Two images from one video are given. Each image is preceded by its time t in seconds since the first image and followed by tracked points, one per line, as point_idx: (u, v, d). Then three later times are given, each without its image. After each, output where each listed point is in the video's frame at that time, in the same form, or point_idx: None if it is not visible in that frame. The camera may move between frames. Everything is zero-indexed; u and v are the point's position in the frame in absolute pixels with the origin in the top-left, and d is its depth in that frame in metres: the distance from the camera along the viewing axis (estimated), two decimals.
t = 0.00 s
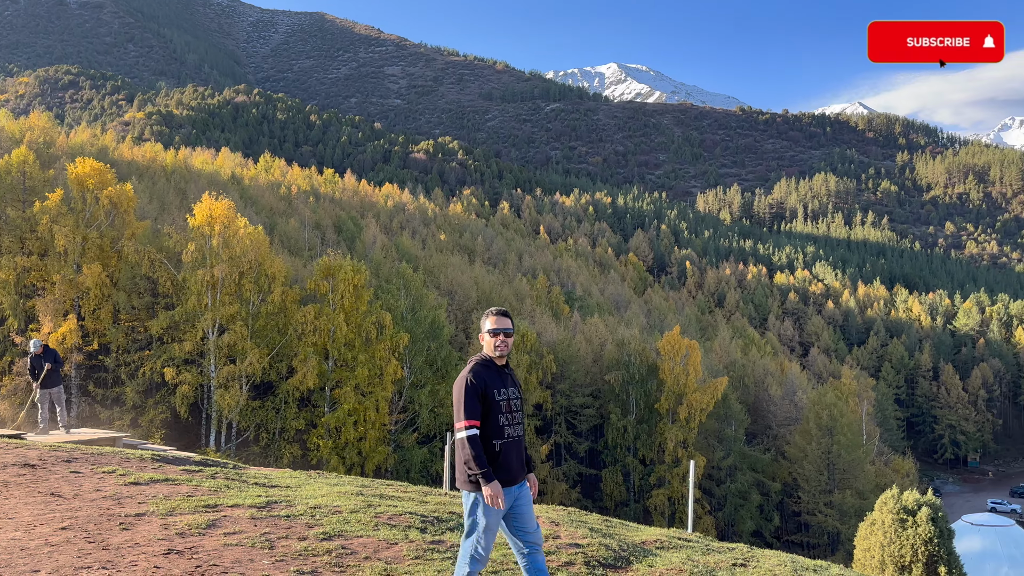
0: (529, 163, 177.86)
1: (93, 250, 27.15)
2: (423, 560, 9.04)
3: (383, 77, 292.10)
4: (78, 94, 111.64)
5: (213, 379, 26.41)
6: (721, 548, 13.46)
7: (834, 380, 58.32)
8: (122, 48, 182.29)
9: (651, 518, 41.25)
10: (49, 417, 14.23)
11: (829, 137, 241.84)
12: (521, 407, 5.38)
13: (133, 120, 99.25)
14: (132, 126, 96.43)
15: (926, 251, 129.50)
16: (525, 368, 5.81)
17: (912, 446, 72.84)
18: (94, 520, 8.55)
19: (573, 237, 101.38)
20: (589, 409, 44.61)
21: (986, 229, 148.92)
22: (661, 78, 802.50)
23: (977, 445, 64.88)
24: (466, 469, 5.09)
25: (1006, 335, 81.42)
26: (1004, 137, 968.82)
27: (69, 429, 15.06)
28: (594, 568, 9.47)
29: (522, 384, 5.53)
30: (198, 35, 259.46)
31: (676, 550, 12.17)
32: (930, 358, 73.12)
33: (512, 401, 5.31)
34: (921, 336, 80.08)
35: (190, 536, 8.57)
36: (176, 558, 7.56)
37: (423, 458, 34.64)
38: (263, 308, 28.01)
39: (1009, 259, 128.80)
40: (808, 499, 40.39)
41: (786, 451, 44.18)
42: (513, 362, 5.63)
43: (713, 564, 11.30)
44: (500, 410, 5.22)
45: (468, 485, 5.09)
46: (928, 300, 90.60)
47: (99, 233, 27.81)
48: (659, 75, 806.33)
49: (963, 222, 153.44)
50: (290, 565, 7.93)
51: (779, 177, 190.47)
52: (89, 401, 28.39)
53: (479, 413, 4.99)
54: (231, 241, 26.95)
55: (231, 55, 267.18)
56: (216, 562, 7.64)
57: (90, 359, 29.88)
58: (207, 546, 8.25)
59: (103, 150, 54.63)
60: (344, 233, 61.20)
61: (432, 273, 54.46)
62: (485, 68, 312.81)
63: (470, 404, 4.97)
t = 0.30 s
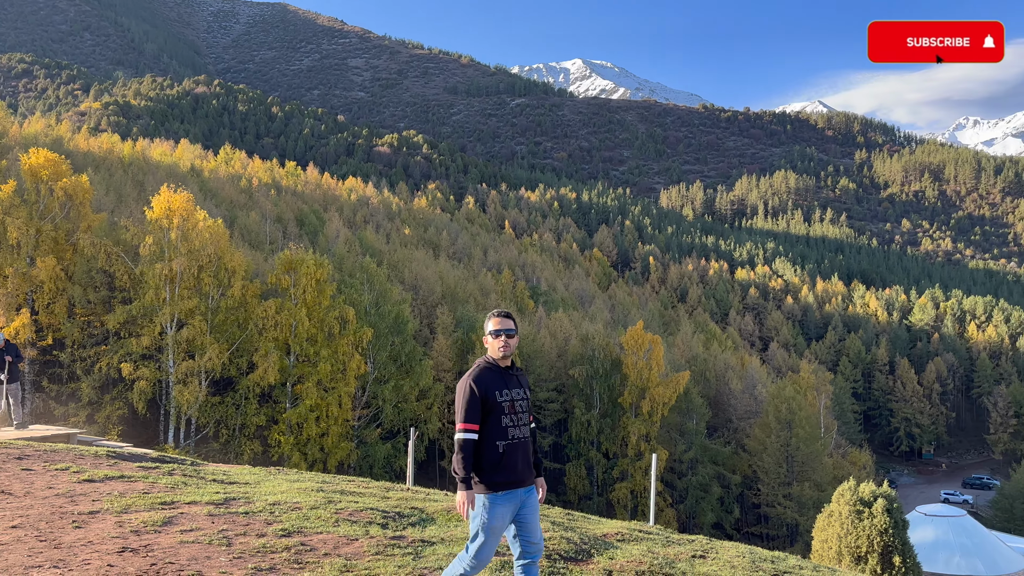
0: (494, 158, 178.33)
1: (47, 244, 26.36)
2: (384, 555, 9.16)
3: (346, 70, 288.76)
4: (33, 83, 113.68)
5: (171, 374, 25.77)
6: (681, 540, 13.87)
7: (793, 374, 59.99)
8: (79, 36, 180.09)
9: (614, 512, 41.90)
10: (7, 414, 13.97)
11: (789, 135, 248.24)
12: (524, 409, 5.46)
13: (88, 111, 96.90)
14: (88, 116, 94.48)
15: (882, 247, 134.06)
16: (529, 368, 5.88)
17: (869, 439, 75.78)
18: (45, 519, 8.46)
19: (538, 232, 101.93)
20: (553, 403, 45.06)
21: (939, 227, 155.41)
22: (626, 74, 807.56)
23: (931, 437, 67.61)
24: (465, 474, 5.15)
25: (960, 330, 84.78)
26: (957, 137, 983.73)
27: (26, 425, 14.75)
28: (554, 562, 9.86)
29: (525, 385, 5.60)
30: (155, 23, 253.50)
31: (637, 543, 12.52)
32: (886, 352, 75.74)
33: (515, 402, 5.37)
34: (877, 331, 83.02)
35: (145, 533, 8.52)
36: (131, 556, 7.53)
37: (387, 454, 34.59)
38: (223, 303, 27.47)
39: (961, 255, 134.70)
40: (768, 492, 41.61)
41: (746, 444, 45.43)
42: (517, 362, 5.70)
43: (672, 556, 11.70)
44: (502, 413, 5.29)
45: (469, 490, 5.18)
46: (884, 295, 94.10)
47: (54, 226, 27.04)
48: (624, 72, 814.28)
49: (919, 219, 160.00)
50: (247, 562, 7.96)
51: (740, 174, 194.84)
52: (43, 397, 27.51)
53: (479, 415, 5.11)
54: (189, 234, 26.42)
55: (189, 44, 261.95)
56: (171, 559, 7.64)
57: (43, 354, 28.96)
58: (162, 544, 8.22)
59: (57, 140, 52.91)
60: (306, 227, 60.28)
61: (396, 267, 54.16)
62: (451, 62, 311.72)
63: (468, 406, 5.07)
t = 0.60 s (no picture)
0: (460, 154, 178.63)
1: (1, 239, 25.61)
2: (347, 556, 9.38)
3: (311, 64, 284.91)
4: None
5: (131, 372, 25.08)
6: (644, 536, 14.30)
7: (756, 370, 61.46)
8: (36, 26, 176.60)
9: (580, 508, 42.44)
10: None
11: (752, 135, 254.10)
12: (523, 404, 5.64)
13: (46, 103, 94.86)
14: (45, 108, 92.34)
15: (842, 245, 138.24)
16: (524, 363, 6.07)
17: (830, 434, 78.35)
18: None
19: (506, 230, 102.09)
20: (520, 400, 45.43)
21: (898, 226, 161.22)
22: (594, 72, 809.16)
23: (891, 433, 70.05)
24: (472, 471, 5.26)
25: (919, 327, 87.96)
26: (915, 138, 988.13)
27: None
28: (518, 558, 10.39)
29: (522, 381, 5.78)
30: (112, 14, 247.27)
31: (601, 539, 12.85)
32: (846, 349, 78.12)
33: (515, 397, 5.54)
34: (838, 328, 85.80)
35: (102, 534, 8.64)
36: (86, 558, 7.66)
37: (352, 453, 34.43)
38: (184, 299, 26.92)
39: (919, 254, 139.89)
40: (732, 487, 42.72)
41: (710, 440, 46.49)
42: (513, 359, 5.88)
43: (637, 551, 12.06)
44: (503, 407, 5.43)
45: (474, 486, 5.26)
46: (844, 293, 97.08)
47: (9, 220, 26.50)
48: (591, 71, 822.01)
49: (879, 218, 165.94)
50: (206, 563, 8.11)
51: (705, 173, 198.41)
52: None
53: (480, 409, 5.21)
54: (150, 230, 25.88)
55: (149, 36, 256.36)
56: (128, 560, 7.78)
57: None
58: (120, 545, 8.36)
59: (13, 133, 51.24)
60: (270, 222, 59.22)
61: (362, 264, 53.69)
62: (418, 58, 310.46)
63: (471, 401, 5.18)
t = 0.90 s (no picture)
0: (431, 152, 178.01)
1: None
2: (313, 558, 9.61)
3: (279, 60, 280.85)
4: None
5: (93, 372, 24.44)
6: (612, 534, 14.66)
7: (723, 368, 62.72)
8: None
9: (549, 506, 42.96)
10: None
11: (721, 137, 258.67)
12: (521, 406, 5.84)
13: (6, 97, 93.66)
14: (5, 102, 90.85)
15: (808, 246, 141.87)
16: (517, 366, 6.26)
17: (796, 432, 80.47)
18: None
19: (477, 229, 102.07)
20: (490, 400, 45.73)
21: (862, 227, 165.68)
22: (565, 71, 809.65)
23: (853, 431, 72.28)
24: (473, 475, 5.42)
25: (881, 326, 90.75)
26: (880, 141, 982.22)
27: None
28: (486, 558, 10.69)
29: (519, 383, 5.97)
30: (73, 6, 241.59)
31: (570, 539, 13.14)
32: (811, 348, 80.14)
33: (514, 401, 5.73)
34: (804, 327, 88.10)
35: (63, 538, 8.83)
36: (46, 563, 7.88)
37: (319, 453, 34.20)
38: (149, 298, 26.31)
39: (882, 255, 143.95)
40: (699, 485, 43.61)
41: (677, 439, 47.35)
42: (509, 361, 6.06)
43: (604, 550, 12.38)
44: (503, 412, 5.62)
45: (475, 490, 5.41)
46: (810, 293, 99.60)
47: None
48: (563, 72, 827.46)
49: (844, 219, 170.55)
50: (170, 567, 8.34)
51: (674, 174, 201.10)
52: None
53: (482, 413, 5.35)
54: (113, 227, 25.22)
55: (112, 29, 251.05)
56: (89, 565, 8.01)
57: None
58: (81, 549, 8.57)
59: None
60: (237, 220, 58.32)
61: (330, 263, 53.15)
62: (389, 56, 308.68)
63: (471, 405, 5.34)
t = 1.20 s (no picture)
0: (404, 151, 177.27)
1: None
2: (283, 558, 9.69)
3: (250, 57, 277.01)
4: None
5: (59, 371, 23.93)
6: (584, 533, 14.94)
7: (694, 369, 63.72)
8: None
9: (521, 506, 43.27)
10: None
11: (693, 139, 262.45)
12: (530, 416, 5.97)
13: None
14: None
15: (778, 248, 144.93)
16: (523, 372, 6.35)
17: (765, 432, 82.22)
18: None
19: (450, 228, 101.80)
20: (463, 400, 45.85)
21: (830, 229, 169.60)
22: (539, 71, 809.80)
23: (821, 430, 74.16)
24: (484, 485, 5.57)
25: (849, 327, 93.08)
26: (848, 145, 983.44)
27: None
28: (459, 557, 10.85)
29: (529, 392, 6.09)
30: None
31: (542, 537, 13.35)
32: (780, 349, 81.90)
33: (524, 410, 5.86)
34: (773, 328, 90.01)
35: (27, 540, 8.83)
36: (11, 565, 7.90)
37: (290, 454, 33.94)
38: (117, 296, 25.85)
39: (850, 257, 147.65)
40: (670, 484, 44.33)
41: (648, 438, 48.09)
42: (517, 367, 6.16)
43: (575, 549, 12.64)
44: (515, 422, 5.75)
45: (482, 500, 5.58)
46: (779, 294, 101.72)
47: None
48: (536, 73, 830.94)
49: (813, 222, 174.51)
50: (137, 567, 8.41)
51: (647, 175, 203.25)
52: None
53: (493, 426, 5.47)
54: (80, 225, 24.77)
55: (76, 22, 245.77)
56: (54, 567, 8.02)
57: None
58: (45, 551, 8.58)
59: None
60: (206, 218, 57.34)
61: (301, 262, 52.68)
62: (362, 54, 306.82)
63: (484, 416, 5.46)
